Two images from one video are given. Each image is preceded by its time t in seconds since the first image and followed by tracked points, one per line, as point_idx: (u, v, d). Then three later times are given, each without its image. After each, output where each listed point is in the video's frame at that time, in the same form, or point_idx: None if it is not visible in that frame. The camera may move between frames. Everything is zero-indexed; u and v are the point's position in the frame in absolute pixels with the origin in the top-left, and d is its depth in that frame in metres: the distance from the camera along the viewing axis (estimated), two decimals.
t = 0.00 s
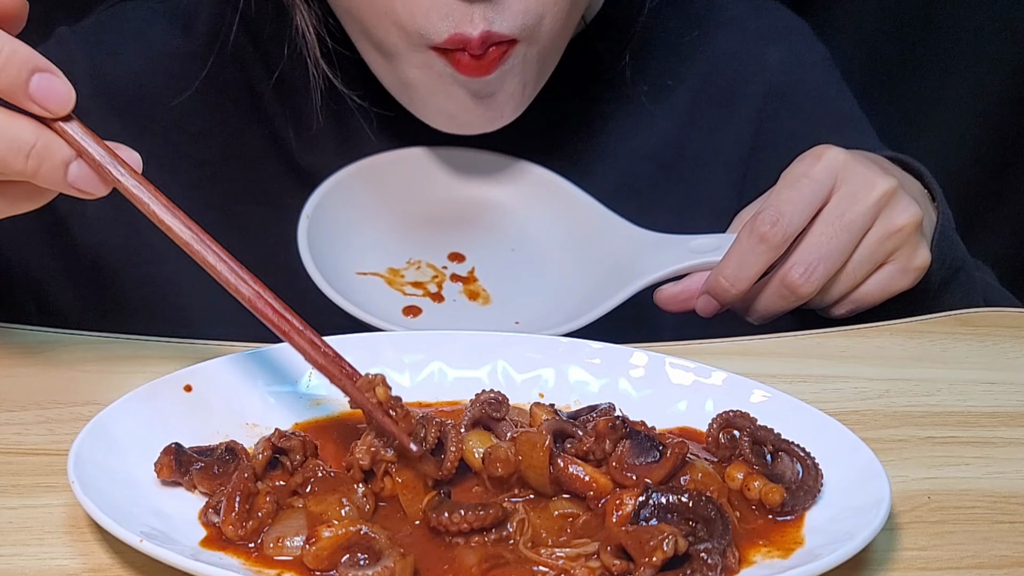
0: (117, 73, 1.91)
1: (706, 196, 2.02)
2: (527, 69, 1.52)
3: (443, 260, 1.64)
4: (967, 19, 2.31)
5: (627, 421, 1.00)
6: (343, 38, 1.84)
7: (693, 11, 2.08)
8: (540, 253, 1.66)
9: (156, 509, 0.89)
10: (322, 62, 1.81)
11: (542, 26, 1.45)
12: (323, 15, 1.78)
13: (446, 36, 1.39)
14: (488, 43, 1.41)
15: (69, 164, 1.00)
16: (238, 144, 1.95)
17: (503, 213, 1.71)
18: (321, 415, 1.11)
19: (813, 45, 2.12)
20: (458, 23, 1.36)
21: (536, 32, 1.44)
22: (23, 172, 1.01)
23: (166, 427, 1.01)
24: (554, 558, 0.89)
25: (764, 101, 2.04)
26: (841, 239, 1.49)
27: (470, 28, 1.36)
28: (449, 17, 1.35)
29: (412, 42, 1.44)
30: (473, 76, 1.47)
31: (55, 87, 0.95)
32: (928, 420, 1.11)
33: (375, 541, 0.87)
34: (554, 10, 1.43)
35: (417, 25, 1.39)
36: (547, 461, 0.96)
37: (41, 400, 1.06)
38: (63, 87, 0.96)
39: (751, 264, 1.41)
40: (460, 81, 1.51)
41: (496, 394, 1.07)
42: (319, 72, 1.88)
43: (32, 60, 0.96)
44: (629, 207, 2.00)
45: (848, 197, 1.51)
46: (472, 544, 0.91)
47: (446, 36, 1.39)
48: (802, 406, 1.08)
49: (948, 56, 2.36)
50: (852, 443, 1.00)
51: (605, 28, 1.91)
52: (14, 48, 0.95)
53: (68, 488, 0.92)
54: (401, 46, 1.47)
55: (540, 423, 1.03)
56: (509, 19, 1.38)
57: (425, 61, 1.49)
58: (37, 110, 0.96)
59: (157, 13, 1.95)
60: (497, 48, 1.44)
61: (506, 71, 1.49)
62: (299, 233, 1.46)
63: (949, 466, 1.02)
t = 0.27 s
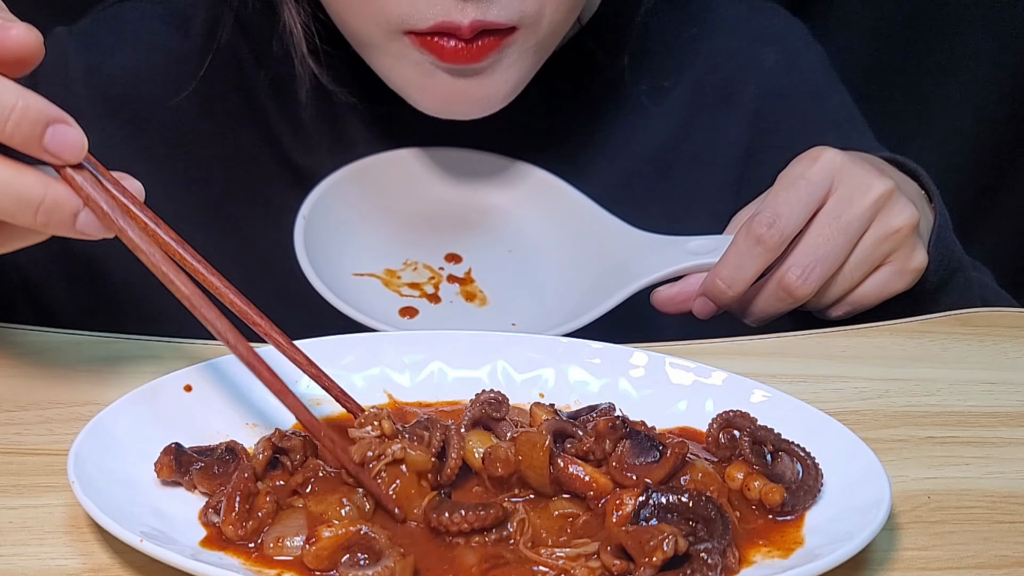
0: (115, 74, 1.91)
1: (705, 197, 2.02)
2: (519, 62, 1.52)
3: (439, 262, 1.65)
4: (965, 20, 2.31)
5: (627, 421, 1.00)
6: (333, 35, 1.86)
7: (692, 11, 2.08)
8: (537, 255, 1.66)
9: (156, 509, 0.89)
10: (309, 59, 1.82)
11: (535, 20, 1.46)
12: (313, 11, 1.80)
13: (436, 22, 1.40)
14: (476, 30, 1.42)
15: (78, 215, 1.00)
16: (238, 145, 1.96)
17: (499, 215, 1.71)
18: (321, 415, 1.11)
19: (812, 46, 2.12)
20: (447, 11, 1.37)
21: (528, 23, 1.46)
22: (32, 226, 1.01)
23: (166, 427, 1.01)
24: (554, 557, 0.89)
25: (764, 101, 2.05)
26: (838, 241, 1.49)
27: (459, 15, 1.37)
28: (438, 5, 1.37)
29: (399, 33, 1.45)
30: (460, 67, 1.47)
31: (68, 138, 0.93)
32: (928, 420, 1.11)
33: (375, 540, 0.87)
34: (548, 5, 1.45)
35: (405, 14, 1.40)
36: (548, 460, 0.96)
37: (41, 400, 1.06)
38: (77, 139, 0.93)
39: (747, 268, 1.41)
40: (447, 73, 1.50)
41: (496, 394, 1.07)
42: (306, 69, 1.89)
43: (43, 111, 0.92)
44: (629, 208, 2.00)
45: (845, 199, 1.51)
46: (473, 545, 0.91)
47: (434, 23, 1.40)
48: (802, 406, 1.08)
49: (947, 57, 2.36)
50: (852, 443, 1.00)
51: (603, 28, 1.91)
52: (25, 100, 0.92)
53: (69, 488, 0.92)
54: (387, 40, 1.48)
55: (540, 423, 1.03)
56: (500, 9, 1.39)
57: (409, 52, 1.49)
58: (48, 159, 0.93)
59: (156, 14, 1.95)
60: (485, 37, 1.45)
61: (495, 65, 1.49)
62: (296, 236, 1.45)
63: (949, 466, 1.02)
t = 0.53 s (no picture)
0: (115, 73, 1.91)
1: (706, 196, 2.02)
2: (512, 66, 1.53)
3: (440, 266, 1.65)
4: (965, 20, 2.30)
5: (627, 421, 1.00)
6: (333, 36, 1.86)
7: (691, 11, 2.08)
8: (537, 258, 1.66)
9: (156, 509, 0.89)
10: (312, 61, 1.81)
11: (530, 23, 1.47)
12: (314, 13, 1.80)
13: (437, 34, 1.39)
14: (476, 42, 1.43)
15: (62, 233, 1.04)
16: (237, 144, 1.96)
17: (500, 217, 1.71)
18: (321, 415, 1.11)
19: (811, 46, 2.13)
20: (450, 26, 1.37)
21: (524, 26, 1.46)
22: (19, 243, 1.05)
23: (167, 427, 1.01)
24: (554, 557, 0.89)
25: (763, 101, 2.05)
26: (838, 245, 1.49)
27: (461, 30, 1.38)
28: (440, 19, 1.36)
29: (402, 37, 1.44)
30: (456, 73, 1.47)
31: (34, 157, 0.94)
32: (928, 420, 1.11)
33: (375, 541, 0.87)
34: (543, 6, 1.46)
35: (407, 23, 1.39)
36: (548, 461, 0.96)
37: (41, 400, 1.06)
38: (43, 155, 0.94)
39: (747, 272, 1.41)
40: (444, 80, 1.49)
41: (496, 394, 1.07)
42: (309, 71, 1.88)
43: (9, 130, 0.95)
44: (629, 207, 2.00)
45: (845, 203, 1.51)
46: (473, 545, 0.91)
47: (436, 35, 1.40)
48: (801, 406, 1.08)
49: (947, 57, 2.36)
50: (851, 443, 1.00)
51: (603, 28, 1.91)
52: None
53: (68, 488, 0.92)
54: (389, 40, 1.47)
55: (540, 423, 1.03)
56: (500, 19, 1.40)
57: (408, 58, 1.47)
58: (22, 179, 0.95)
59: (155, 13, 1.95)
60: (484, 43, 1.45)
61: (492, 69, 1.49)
62: (296, 240, 1.45)
63: (949, 466, 1.02)
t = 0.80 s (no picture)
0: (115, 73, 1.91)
1: (706, 196, 2.02)
2: (526, 60, 1.52)
3: (443, 266, 1.65)
4: (964, 20, 2.31)
5: (627, 421, 1.00)
6: (338, 33, 1.86)
7: (692, 11, 2.08)
8: (540, 260, 1.66)
9: (156, 508, 0.89)
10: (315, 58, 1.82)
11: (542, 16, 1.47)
12: (318, 9, 1.82)
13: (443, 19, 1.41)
14: (483, 27, 1.42)
15: (29, 225, 1.06)
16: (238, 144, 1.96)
17: (503, 219, 1.70)
18: (321, 415, 1.11)
19: (811, 46, 2.13)
20: (453, 9, 1.38)
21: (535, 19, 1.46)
22: None
23: (166, 427, 1.01)
24: (554, 557, 0.89)
25: (764, 100, 2.05)
26: (841, 247, 1.49)
27: (466, 12, 1.38)
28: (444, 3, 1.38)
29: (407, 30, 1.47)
30: (466, 62, 1.47)
31: None
32: (928, 420, 1.11)
33: (375, 541, 0.87)
34: None
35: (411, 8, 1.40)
36: (547, 461, 0.96)
37: (41, 400, 1.06)
38: None
39: (751, 273, 1.41)
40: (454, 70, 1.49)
41: (496, 394, 1.07)
42: (313, 67, 1.88)
43: None
44: (630, 207, 2.00)
45: (847, 206, 1.51)
46: (472, 545, 0.90)
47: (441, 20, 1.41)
48: (801, 406, 1.08)
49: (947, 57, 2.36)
50: (851, 444, 1.00)
51: (603, 27, 1.91)
52: None
53: (68, 488, 0.92)
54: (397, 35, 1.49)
55: (540, 423, 1.03)
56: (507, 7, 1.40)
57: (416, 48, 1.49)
58: None
59: (156, 13, 1.95)
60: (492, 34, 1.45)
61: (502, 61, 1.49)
62: (299, 241, 1.45)
63: (949, 465, 1.02)
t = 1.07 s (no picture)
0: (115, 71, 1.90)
1: (707, 195, 2.02)
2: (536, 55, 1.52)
3: (444, 262, 1.67)
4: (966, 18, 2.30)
5: (628, 421, 1.00)
6: (344, 33, 1.85)
7: (693, 8, 2.07)
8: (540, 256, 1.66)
9: (154, 508, 0.89)
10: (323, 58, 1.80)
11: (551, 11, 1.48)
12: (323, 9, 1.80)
13: (455, 21, 1.40)
14: (495, 27, 1.42)
15: (70, 152, 1.02)
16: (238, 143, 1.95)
17: (503, 215, 1.69)
18: (320, 414, 1.11)
19: (813, 43, 2.12)
20: (465, 11, 1.38)
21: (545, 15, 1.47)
22: (25, 163, 1.02)
23: (165, 426, 1.01)
24: (554, 558, 0.88)
25: (765, 99, 2.04)
26: (843, 242, 1.49)
27: (478, 13, 1.38)
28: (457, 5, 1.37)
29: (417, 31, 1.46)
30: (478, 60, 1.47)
31: (29, 77, 0.95)
32: (929, 419, 1.11)
33: (374, 541, 0.87)
34: None
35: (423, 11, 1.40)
36: (547, 460, 0.96)
37: (39, 399, 1.06)
38: (38, 75, 0.95)
39: (753, 268, 1.41)
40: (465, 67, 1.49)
41: (497, 393, 1.07)
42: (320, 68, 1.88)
43: (10, 53, 0.97)
44: (630, 206, 1.99)
45: (849, 201, 1.51)
46: (472, 545, 0.90)
47: (452, 22, 1.40)
48: (802, 405, 1.07)
49: (948, 55, 2.36)
50: (851, 443, 0.99)
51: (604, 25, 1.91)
52: None
53: (66, 488, 0.91)
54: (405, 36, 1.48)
55: (540, 423, 1.03)
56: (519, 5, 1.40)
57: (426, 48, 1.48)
58: (21, 101, 0.97)
59: (155, 11, 1.95)
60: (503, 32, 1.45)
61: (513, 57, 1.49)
62: (298, 236, 1.44)
63: (951, 465, 1.01)
